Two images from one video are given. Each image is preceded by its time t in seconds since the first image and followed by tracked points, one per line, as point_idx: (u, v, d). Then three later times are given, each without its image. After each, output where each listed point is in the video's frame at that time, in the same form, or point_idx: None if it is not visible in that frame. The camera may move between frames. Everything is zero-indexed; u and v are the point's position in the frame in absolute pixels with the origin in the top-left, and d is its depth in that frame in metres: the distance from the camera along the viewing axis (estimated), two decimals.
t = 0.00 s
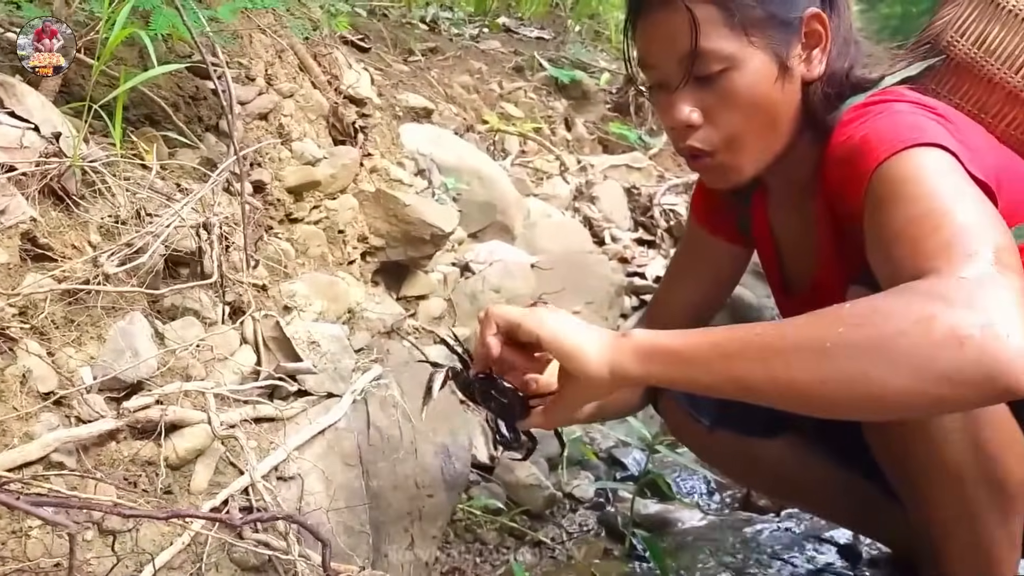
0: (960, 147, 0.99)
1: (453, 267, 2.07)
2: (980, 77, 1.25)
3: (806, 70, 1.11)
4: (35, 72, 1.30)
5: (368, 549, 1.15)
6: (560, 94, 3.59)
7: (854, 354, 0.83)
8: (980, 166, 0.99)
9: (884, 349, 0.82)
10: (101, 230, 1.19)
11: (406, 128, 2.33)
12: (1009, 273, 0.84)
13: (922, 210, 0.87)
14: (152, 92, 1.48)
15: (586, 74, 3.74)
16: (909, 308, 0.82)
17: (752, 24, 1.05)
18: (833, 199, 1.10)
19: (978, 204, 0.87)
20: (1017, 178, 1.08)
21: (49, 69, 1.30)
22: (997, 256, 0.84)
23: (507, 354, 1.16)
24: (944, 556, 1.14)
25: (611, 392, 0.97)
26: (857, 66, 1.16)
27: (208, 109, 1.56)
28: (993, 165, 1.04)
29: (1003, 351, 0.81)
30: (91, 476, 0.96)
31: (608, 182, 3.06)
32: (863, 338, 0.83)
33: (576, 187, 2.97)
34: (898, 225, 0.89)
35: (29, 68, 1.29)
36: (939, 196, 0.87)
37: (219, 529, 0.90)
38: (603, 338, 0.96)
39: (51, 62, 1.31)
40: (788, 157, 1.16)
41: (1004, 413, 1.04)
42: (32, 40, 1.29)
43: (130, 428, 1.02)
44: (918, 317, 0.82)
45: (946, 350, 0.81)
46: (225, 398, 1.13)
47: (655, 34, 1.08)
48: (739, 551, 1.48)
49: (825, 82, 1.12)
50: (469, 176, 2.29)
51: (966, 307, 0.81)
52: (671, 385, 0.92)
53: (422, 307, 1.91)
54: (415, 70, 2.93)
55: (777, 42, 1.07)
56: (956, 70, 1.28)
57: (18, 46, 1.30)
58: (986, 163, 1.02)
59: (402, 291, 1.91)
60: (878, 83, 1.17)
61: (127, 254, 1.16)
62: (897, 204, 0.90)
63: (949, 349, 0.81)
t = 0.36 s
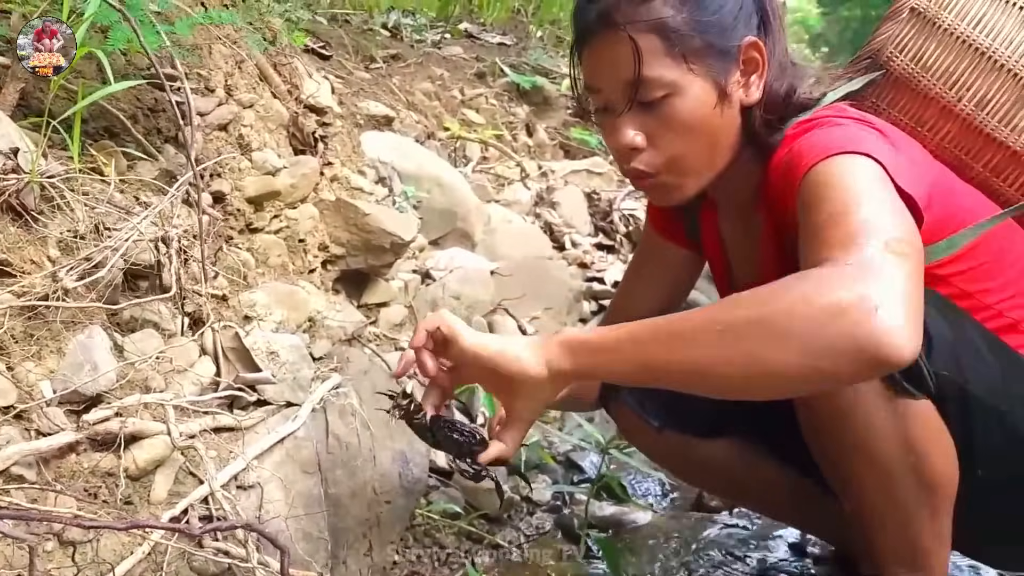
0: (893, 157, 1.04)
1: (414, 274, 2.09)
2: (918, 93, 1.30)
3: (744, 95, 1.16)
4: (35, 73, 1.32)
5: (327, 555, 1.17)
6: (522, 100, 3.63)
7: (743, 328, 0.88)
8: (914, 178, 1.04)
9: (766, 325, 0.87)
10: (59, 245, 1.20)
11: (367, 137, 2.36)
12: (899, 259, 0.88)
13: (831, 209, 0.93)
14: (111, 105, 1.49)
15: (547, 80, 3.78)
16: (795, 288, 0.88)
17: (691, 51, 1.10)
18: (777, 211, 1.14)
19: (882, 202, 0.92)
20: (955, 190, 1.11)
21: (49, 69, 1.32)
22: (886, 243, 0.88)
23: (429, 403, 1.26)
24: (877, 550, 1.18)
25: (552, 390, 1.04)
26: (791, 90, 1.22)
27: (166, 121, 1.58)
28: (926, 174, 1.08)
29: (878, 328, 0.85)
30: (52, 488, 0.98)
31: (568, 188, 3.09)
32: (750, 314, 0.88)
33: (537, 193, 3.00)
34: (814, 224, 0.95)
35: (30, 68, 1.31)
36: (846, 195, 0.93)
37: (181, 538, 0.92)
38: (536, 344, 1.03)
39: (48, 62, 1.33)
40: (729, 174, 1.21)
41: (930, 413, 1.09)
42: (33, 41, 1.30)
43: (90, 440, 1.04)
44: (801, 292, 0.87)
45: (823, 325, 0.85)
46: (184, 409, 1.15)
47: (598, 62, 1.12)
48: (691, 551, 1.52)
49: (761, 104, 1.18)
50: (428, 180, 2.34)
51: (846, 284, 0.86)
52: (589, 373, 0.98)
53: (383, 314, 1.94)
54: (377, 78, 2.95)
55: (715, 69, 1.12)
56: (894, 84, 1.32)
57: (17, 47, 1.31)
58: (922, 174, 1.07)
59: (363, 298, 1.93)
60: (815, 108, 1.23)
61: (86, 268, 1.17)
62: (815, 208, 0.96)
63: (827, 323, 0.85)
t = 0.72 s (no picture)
0: (839, 169, 1.10)
1: (384, 281, 2.13)
2: (862, 107, 1.36)
3: (697, 115, 1.21)
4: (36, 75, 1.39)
5: (300, 558, 1.20)
6: (490, 107, 3.68)
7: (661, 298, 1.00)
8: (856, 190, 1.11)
9: (679, 292, 0.98)
10: (35, 258, 1.22)
11: (337, 146, 2.39)
12: (807, 239, 0.98)
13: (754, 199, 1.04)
14: (84, 119, 1.51)
15: (516, 87, 3.83)
16: (708, 261, 0.99)
17: (644, 76, 1.15)
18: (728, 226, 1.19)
19: (803, 192, 1.03)
20: (897, 201, 1.18)
21: (48, 68, 1.38)
22: (796, 224, 0.99)
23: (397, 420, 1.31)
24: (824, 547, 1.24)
25: (501, 378, 1.15)
26: (743, 108, 1.27)
27: (138, 133, 1.61)
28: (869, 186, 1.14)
29: (777, 294, 0.95)
30: (29, 496, 1.00)
31: (537, 194, 3.14)
32: (668, 284, 0.99)
33: (506, 199, 3.04)
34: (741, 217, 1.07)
35: (30, 67, 1.38)
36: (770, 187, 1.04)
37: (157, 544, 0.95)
38: (482, 333, 1.15)
39: (49, 64, 1.39)
40: (684, 191, 1.26)
41: (865, 415, 1.16)
42: (33, 41, 1.38)
43: (67, 450, 1.07)
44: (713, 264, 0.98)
45: (728, 292, 0.96)
46: (159, 419, 1.18)
47: (556, 85, 1.17)
48: (655, 550, 1.57)
49: (713, 122, 1.24)
50: (399, 190, 2.37)
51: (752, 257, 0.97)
52: (529, 346, 1.09)
53: (354, 321, 1.97)
54: (347, 86, 2.98)
55: (668, 92, 1.18)
56: (840, 99, 1.38)
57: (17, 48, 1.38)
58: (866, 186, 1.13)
59: (334, 306, 1.96)
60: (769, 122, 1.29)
61: (61, 282, 1.20)
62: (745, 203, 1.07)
63: (732, 290, 0.96)
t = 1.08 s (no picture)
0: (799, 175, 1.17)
1: (358, 284, 2.16)
2: (816, 116, 1.43)
3: (663, 124, 1.26)
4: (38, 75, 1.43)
5: (278, 555, 1.24)
6: (462, 111, 3.72)
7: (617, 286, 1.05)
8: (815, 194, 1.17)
9: (631, 282, 1.04)
10: (17, 265, 1.25)
11: (310, 152, 2.43)
12: (756, 238, 1.04)
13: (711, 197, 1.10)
14: (63, 127, 1.54)
15: (487, 92, 3.88)
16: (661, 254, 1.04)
17: (614, 86, 1.20)
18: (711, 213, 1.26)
19: (758, 195, 1.08)
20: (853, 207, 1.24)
21: (49, 67, 1.43)
22: (746, 224, 1.04)
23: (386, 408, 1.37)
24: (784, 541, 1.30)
25: (472, 354, 1.21)
26: (706, 117, 1.33)
27: (115, 141, 1.64)
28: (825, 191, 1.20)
29: (721, 288, 1.00)
30: (16, 497, 1.03)
31: (508, 198, 3.19)
32: (624, 273, 1.05)
33: (478, 203, 3.08)
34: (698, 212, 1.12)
35: (30, 67, 1.42)
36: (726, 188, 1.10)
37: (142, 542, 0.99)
38: (456, 310, 1.21)
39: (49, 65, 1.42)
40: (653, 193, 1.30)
41: (822, 414, 1.22)
42: (33, 41, 1.42)
43: (51, 452, 1.10)
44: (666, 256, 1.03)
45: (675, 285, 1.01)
46: (140, 421, 1.21)
47: (531, 94, 1.22)
48: (624, 544, 1.63)
49: (675, 131, 1.29)
50: (371, 194, 2.41)
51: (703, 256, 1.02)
52: (497, 326, 1.15)
53: (329, 324, 1.99)
54: (320, 91, 3.01)
55: (638, 101, 1.22)
56: (795, 108, 1.45)
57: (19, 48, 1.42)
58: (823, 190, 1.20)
59: (309, 309, 1.99)
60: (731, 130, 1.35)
61: (43, 288, 1.23)
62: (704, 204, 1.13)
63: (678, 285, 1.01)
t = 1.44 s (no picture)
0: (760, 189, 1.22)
1: (337, 289, 2.22)
2: (782, 126, 1.51)
3: (633, 133, 1.31)
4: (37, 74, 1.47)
5: (263, 555, 1.27)
6: (437, 115, 3.75)
7: (701, 330, 1.14)
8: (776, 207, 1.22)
9: (697, 335, 1.14)
10: (5, 275, 1.29)
11: (288, 157, 2.46)
12: (785, 267, 1.15)
13: (728, 220, 1.17)
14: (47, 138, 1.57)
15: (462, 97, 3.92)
16: (732, 295, 1.12)
17: (589, 96, 1.23)
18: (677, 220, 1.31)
19: (762, 225, 1.17)
20: (812, 217, 1.30)
21: (49, 68, 1.47)
22: (778, 266, 1.14)
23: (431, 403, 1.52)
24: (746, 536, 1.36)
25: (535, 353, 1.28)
26: (676, 127, 1.36)
27: (97, 149, 1.66)
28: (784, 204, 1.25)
29: (782, 341, 1.13)
30: (8, 500, 1.07)
31: (483, 202, 3.23)
32: (699, 314, 1.14)
33: (453, 207, 3.13)
34: (708, 227, 1.19)
35: (31, 67, 1.46)
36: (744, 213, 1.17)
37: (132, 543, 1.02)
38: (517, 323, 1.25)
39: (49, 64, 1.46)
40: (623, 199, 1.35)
41: (777, 415, 1.28)
42: (34, 41, 1.45)
43: (42, 456, 1.13)
44: (739, 299, 1.12)
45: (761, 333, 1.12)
46: (128, 425, 1.24)
47: (509, 99, 1.24)
48: (598, 540, 1.68)
49: (647, 139, 1.33)
50: (349, 200, 2.45)
51: (779, 303, 1.13)
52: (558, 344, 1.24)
53: (308, 328, 2.05)
54: (296, 97, 3.05)
55: (609, 110, 1.26)
56: (761, 118, 1.52)
57: (19, 47, 1.46)
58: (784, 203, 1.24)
59: (288, 314, 2.04)
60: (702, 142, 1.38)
61: (33, 297, 1.27)
62: (708, 229, 1.19)
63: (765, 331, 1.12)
